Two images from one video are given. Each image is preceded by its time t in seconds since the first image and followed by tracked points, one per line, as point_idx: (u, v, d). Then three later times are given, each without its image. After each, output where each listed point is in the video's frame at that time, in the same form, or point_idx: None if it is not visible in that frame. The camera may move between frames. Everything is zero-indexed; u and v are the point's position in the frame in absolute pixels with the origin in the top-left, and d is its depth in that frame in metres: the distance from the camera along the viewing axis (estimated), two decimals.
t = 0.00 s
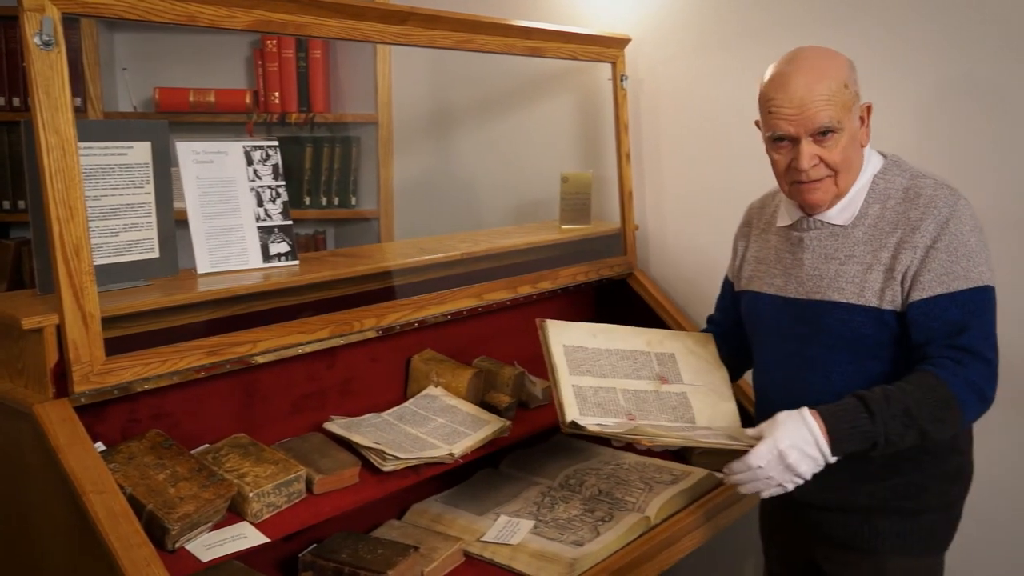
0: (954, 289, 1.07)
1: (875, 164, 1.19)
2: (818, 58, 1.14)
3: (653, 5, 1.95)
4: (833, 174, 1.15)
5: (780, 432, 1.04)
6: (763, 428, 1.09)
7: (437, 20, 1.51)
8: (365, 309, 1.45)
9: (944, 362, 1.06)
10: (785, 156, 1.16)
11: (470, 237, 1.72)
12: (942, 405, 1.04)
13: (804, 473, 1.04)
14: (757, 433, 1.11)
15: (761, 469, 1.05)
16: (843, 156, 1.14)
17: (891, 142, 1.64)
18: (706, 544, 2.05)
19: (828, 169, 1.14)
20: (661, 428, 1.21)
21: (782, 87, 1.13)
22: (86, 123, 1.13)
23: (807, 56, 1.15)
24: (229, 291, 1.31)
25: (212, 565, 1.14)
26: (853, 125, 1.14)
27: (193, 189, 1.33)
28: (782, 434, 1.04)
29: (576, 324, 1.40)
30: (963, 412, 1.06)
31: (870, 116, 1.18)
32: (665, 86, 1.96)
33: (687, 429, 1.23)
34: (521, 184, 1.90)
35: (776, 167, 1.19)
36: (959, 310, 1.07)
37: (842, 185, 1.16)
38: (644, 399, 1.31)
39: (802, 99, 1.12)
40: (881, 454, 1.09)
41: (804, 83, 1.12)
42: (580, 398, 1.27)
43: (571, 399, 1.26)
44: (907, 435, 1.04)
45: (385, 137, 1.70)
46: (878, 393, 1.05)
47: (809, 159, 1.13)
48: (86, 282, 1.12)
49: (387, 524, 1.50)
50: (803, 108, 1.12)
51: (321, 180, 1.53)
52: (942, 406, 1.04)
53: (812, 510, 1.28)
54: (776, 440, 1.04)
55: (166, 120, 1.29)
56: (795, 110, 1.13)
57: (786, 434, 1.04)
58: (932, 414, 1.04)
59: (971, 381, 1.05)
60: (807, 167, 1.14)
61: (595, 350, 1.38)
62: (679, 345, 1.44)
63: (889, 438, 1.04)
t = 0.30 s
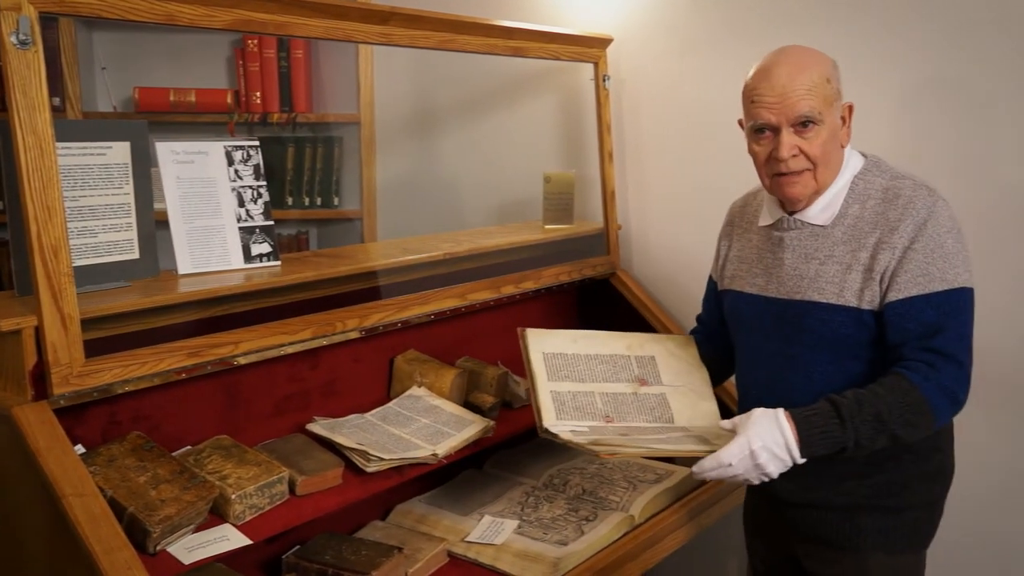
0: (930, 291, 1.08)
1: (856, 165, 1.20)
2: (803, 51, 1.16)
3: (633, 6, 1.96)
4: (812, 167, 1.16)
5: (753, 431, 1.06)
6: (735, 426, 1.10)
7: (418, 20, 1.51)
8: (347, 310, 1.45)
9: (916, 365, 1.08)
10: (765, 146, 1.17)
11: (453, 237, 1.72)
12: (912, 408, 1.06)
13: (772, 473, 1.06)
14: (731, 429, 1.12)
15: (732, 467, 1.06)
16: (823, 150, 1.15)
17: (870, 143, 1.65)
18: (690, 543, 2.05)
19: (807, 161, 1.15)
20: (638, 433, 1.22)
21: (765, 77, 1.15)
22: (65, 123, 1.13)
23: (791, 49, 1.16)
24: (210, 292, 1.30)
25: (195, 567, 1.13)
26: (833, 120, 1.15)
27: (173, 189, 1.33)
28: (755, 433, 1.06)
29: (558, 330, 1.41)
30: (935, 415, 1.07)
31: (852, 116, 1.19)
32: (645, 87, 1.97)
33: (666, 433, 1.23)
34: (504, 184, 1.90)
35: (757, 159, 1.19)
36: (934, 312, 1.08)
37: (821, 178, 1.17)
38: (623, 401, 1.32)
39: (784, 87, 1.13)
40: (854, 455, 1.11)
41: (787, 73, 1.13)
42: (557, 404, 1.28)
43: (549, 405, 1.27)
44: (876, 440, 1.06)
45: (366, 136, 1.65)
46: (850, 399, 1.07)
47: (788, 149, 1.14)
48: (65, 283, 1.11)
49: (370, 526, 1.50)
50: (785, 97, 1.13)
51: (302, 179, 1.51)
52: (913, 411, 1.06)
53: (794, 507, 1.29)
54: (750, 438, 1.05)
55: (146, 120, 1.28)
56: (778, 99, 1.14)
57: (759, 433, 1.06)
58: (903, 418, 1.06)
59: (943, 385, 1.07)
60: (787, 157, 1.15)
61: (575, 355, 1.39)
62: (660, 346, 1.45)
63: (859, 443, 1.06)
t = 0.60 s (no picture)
0: (913, 289, 1.08)
1: (839, 164, 1.20)
2: (783, 51, 1.16)
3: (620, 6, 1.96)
4: (793, 165, 1.16)
5: (745, 437, 1.06)
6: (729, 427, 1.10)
7: (403, 20, 1.51)
8: (334, 311, 1.44)
9: (904, 365, 1.08)
10: (746, 145, 1.18)
11: (440, 237, 1.72)
12: (902, 411, 1.06)
13: (759, 478, 1.07)
14: (725, 432, 1.13)
15: (719, 467, 1.07)
16: (804, 149, 1.15)
17: (856, 143, 1.66)
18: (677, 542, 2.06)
19: (787, 160, 1.15)
20: (620, 429, 1.22)
21: (745, 76, 1.16)
22: (49, 123, 1.12)
23: (772, 48, 1.17)
24: (196, 293, 1.30)
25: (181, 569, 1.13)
26: (814, 119, 1.15)
27: (158, 190, 1.32)
28: (747, 440, 1.06)
29: (545, 328, 1.41)
30: (926, 414, 1.08)
31: (834, 115, 1.19)
32: (633, 87, 1.98)
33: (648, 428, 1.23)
34: (492, 184, 1.89)
35: (738, 157, 1.20)
36: (919, 310, 1.08)
37: (802, 177, 1.17)
38: (607, 397, 1.33)
39: (764, 86, 1.13)
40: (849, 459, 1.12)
41: (768, 71, 1.14)
42: (541, 399, 1.29)
43: (532, 400, 1.28)
44: (869, 445, 1.07)
45: (354, 136, 1.64)
46: (840, 406, 1.07)
47: (769, 148, 1.14)
48: (48, 284, 1.10)
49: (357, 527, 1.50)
50: (765, 96, 1.13)
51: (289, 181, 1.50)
52: (903, 413, 1.06)
53: (781, 507, 1.30)
54: (741, 445, 1.05)
55: (130, 120, 1.27)
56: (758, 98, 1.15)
57: (752, 440, 1.06)
58: (894, 420, 1.06)
59: (931, 384, 1.08)
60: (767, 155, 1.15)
61: (562, 352, 1.39)
62: (648, 345, 1.45)
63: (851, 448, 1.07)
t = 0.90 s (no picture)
0: (897, 288, 1.09)
1: (822, 163, 1.21)
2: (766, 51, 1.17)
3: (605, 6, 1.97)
4: (777, 165, 1.17)
5: (738, 443, 1.07)
6: (719, 431, 1.11)
7: (388, 19, 1.51)
8: (320, 312, 1.44)
9: (891, 365, 1.09)
10: (730, 145, 1.18)
11: (428, 237, 1.72)
12: (889, 412, 1.07)
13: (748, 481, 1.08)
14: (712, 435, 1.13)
15: (709, 470, 1.08)
16: (787, 148, 1.16)
17: (839, 143, 1.67)
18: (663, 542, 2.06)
19: (771, 159, 1.16)
20: (604, 431, 1.22)
21: (728, 76, 1.16)
22: (33, 123, 1.12)
23: (754, 49, 1.18)
24: (181, 293, 1.29)
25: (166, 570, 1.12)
26: (797, 118, 1.16)
27: (142, 190, 1.32)
28: (739, 445, 1.07)
29: (533, 329, 1.42)
30: (913, 414, 1.09)
31: (817, 114, 1.20)
32: (618, 87, 1.98)
33: (632, 429, 1.24)
34: (478, 184, 1.89)
35: (722, 158, 1.20)
36: (904, 309, 1.09)
37: (786, 176, 1.18)
38: (592, 399, 1.33)
39: (747, 87, 1.14)
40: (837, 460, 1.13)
41: (750, 72, 1.14)
42: (527, 401, 1.29)
43: (519, 402, 1.28)
44: (858, 447, 1.08)
45: (340, 135, 1.62)
46: (828, 412, 1.08)
47: (753, 148, 1.15)
48: (31, 284, 1.10)
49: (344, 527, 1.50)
50: (748, 96, 1.14)
51: (275, 181, 1.49)
52: (891, 414, 1.07)
53: (766, 505, 1.31)
54: (734, 450, 1.06)
55: (114, 120, 1.27)
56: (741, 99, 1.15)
57: (744, 445, 1.07)
58: (881, 421, 1.07)
59: (917, 383, 1.08)
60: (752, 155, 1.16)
61: (548, 354, 1.39)
62: (634, 346, 1.45)
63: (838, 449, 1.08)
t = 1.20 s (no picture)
0: (890, 291, 1.10)
1: (811, 168, 1.21)
2: (754, 57, 1.16)
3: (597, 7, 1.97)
4: (760, 172, 1.17)
5: (730, 449, 1.07)
6: (712, 434, 1.11)
7: (381, 19, 1.51)
8: (312, 312, 1.44)
9: (882, 369, 1.09)
10: (714, 151, 1.19)
11: (422, 238, 1.71)
12: (881, 416, 1.08)
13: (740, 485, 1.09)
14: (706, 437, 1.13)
15: (702, 474, 1.09)
16: (771, 156, 1.16)
17: (831, 143, 1.67)
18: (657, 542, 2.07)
19: (754, 167, 1.17)
20: (597, 436, 1.22)
21: (715, 82, 1.16)
22: (24, 123, 1.12)
23: (743, 54, 1.17)
24: (173, 293, 1.29)
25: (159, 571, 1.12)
26: (783, 126, 1.16)
27: (134, 190, 1.31)
28: (732, 452, 1.07)
29: (527, 334, 1.42)
30: (905, 417, 1.09)
31: (805, 120, 1.20)
32: (611, 88, 1.99)
33: (625, 433, 1.24)
34: (471, 185, 1.89)
35: (708, 162, 1.21)
36: (896, 312, 1.09)
37: (770, 184, 1.18)
38: (586, 403, 1.33)
39: (731, 94, 1.14)
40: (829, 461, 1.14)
41: (736, 79, 1.14)
42: (521, 408, 1.29)
43: (512, 408, 1.28)
44: (849, 452, 1.09)
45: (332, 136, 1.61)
46: (819, 416, 1.09)
47: (735, 155, 1.15)
48: (22, 285, 1.09)
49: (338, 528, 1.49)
50: (732, 104, 1.14)
51: (267, 182, 1.48)
52: (882, 418, 1.08)
53: (760, 505, 1.31)
54: (726, 457, 1.07)
55: (106, 119, 1.26)
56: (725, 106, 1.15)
57: (736, 451, 1.07)
58: (872, 427, 1.08)
59: (909, 387, 1.09)
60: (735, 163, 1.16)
61: (541, 360, 1.40)
62: (628, 348, 1.45)
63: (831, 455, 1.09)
